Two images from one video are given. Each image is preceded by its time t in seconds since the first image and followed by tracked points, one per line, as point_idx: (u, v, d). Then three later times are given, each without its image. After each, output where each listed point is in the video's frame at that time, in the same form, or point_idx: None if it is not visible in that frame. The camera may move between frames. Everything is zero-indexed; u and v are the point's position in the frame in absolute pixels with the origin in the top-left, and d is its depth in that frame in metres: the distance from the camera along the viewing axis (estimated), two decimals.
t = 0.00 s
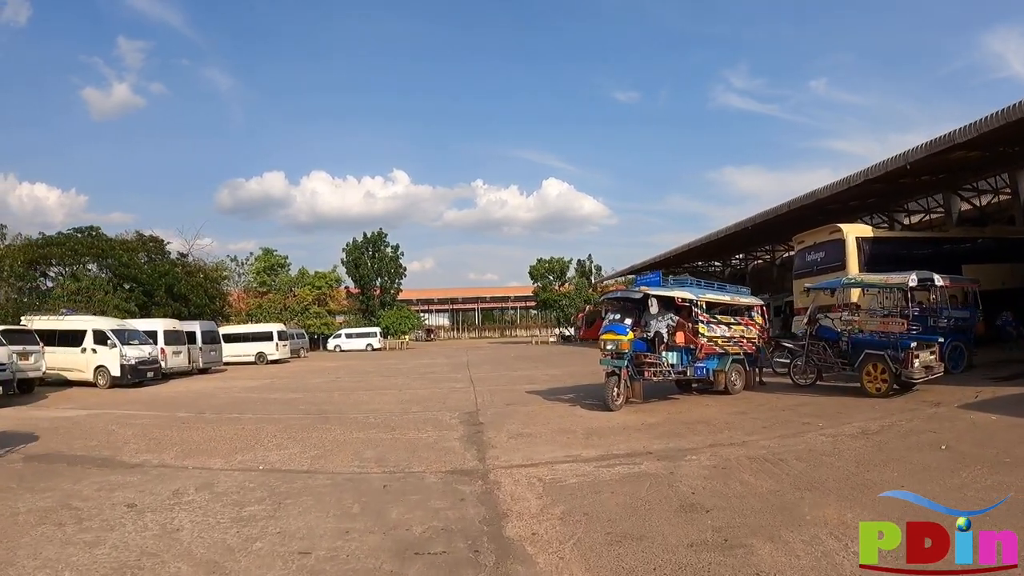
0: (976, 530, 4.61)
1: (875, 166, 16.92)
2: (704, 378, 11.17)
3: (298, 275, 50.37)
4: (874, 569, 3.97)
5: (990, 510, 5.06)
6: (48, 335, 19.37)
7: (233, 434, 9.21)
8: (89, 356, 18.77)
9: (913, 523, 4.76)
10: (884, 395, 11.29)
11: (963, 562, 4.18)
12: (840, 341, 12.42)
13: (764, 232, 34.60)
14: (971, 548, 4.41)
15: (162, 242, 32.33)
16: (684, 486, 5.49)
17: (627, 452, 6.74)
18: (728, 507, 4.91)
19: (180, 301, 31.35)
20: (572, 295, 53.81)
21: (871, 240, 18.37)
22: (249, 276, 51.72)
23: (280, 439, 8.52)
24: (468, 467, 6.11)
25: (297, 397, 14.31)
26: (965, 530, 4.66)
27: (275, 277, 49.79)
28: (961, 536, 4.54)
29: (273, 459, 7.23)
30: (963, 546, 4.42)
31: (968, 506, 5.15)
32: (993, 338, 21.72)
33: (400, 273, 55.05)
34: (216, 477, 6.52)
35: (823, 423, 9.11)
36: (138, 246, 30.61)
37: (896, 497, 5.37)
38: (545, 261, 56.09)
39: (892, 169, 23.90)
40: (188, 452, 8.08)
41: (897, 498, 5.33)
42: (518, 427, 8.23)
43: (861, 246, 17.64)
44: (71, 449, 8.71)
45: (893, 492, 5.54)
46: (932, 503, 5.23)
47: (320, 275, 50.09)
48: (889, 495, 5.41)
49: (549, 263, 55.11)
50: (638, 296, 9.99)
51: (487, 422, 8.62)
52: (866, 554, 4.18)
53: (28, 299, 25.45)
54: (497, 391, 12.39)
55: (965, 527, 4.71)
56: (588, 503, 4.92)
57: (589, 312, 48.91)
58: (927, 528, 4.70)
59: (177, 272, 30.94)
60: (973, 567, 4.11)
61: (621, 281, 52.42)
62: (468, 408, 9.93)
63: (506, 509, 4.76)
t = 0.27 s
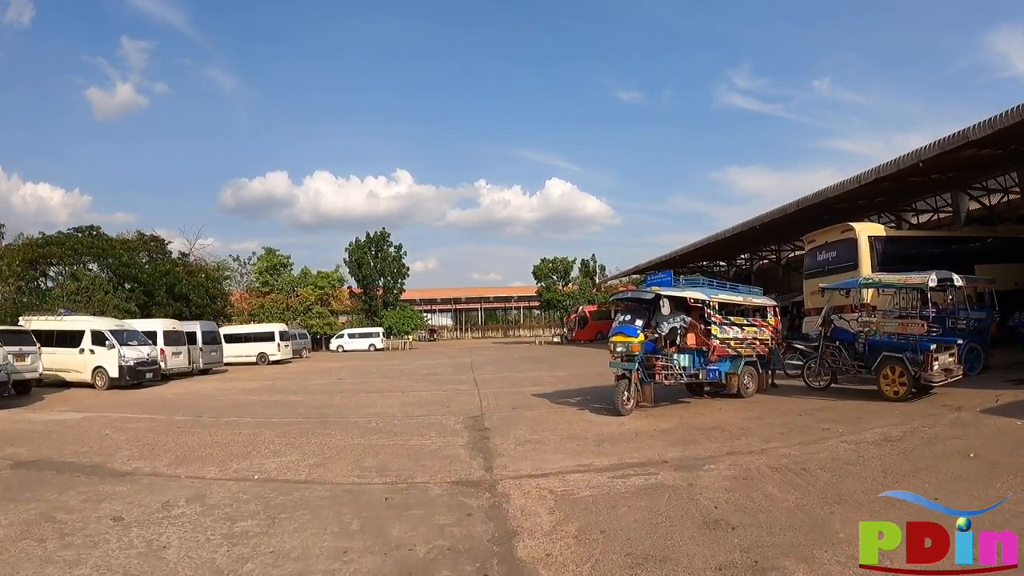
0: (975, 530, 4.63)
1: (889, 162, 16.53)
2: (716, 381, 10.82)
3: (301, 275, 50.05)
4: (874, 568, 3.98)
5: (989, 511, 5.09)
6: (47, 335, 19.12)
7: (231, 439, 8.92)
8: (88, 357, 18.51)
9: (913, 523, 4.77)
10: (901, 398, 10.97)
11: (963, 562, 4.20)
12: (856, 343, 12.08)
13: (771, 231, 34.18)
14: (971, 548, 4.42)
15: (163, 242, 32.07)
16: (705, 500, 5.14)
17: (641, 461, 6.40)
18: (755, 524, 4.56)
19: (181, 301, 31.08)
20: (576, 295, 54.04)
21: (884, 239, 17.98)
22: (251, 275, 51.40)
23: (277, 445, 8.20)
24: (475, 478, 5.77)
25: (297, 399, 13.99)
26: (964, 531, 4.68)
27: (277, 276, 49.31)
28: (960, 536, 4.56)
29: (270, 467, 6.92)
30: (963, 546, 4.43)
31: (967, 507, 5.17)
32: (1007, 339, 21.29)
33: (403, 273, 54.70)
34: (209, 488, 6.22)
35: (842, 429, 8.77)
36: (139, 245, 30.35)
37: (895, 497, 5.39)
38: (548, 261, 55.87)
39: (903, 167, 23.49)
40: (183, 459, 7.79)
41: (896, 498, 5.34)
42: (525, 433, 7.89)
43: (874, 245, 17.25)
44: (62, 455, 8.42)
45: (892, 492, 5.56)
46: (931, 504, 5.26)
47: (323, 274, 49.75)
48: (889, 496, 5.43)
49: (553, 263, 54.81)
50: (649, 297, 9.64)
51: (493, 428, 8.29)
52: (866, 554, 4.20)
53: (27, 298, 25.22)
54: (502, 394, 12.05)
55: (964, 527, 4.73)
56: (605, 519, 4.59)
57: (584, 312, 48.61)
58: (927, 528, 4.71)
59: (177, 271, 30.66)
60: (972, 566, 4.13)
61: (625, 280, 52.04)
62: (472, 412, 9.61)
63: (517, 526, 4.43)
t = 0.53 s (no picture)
0: (975, 531, 4.53)
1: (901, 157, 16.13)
2: (726, 382, 10.45)
3: (302, 275, 49.77)
4: (874, 569, 3.88)
5: (991, 511, 4.97)
6: (43, 335, 18.85)
7: (223, 442, 8.60)
8: (83, 358, 18.22)
9: (913, 523, 4.67)
10: (917, 399, 10.65)
11: (963, 562, 4.11)
12: (871, 342, 11.73)
13: (776, 230, 33.79)
14: (971, 549, 4.33)
15: (163, 241, 31.80)
16: (724, 511, 4.77)
17: (653, 467, 6.05)
18: (781, 538, 4.20)
19: (181, 301, 30.81)
20: (579, 295, 53.87)
21: (895, 236, 17.59)
22: (252, 276, 51.13)
23: (271, 448, 7.88)
24: (477, 485, 5.42)
25: (295, 400, 13.68)
26: (965, 530, 4.59)
27: (279, 276, 49.19)
28: (961, 536, 4.48)
29: (261, 472, 6.58)
30: (964, 546, 4.34)
31: (968, 506, 5.09)
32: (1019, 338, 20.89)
33: (405, 273, 54.38)
34: (195, 496, 5.89)
35: (860, 432, 8.41)
36: (139, 245, 30.09)
37: (896, 497, 5.29)
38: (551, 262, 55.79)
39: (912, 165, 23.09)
40: (172, 463, 7.47)
41: (897, 498, 5.25)
42: (530, 436, 7.55)
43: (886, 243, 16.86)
44: (47, 459, 8.11)
45: (892, 492, 5.47)
46: (933, 504, 5.14)
47: (325, 275, 49.47)
48: (889, 496, 5.33)
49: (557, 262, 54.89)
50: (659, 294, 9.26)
51: (496, 430, 7.94)
52: (865, 555, 4.10)
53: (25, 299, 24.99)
54: (505, 395, 11.70)
55: (965, 527, 4.63)
56: (617, 531, 4.24)
57: (574, 313, 48.04)
58: (927, 529, 4.61)
59: (177, 271, 30.38)
60: (973, 567, 4.05)
61: (628, 280, 51.63)
62: (474, 414, 9.26)
63: (522, 539, 4.09)
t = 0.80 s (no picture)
0: (975, 530, 4.58)
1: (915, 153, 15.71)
2: (737, 385, 10.06)
3: (304, 275, 49.46)
4: (873, 569, 3.93)
5: (991, 510, 5.01)
6: (39, 335, 18.56)
7: (214, 447, 8.26)
8: (79, 358, 17.92)
9: (913, 523, 4.71)
10: (932, 403, 10.31)
11: (963, 562, 4.16)
12: (886, 343, 11.35)
13: (783, 229, 33.36)
14: (971, 548, 4.37)
15: (162, 240, 31.52)
16: (745, 528, 4.41)
17: (665, 477, 5.69)
18: (810, 560, 3.84)
19: (180, 300, 30.49)
20: (582, 295, 53.55)
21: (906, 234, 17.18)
22: (253, 275, 50.81)
23: (262, 454, 7.52)
24: (477, 497, 5.06)
25: (292, 402, 13.32)
26: (964, 530, 4.61)
27: (280, 276, 48.87)
28: (961, 536, 4.50)
29: (249, 481, 6.22)
30: (964, 547, 4.37)
31: (967, 506, 5.11)
32: None
33: (407, 273, 54.02)
34: (178, 507, 5.55)
35: (880, 438, 8.03)
36: (138, 245, 29.82)
37: (895, 496, 5.31)
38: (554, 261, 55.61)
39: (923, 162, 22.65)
40: (158, 470, 7.13)
41: (896, 498, 5.27)
42: (534, 442, 7.18)
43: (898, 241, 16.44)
44: (30, 465, 7.78)
45: (891, 492, 5.49)
46: (932, 503, 5.19)
47: (326, 274, 49.15)
48: (888, 495, 5.35)
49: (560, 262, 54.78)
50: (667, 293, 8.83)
51: (498, 436, 7.57)
52: (865, 554, 4.14)
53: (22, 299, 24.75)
54: (508, 398, 11.33)
55: (965, 527, 4.67)
56: (631, 552, 3.88)
57: (564, 313, 47.36)
58: (927, 528, 4.66)
59: (176, 270, 30.06)
60: (973, 567, 4.08)
61: (632, 280, 51.17)
62: (475, 418, 8.89)
63: (526, 561, 3.73)
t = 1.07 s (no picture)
0: (976, 530, 4.56)
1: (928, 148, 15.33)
2: (748, 387, 9.72)
3: (305, 275, 49.14)
4: (872, 569, 3.94)
5: (992, 511, 4.99)
6: (34, 335, 18.27)
7: (206, 451, 7.95)
8: (74, 359, 17.62)
9: (913, 523, 4.71)
10: (951, 404, 10.01)
11: (963, 562, 4.14)
12: (901, 342, 10.99)
13: (789, 228, 32.98)
14: (971, 548, 4.36)
15: (161, 240, 31.22)
16: (770, 544, 4.08)
17: (679, 487, 5.36)
18: None
19: (179, 300, 30.18)
20: (584, 295, 53.25)
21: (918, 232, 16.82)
22: (254, 275, 50.48)
23: (254, 460, 7.18)
24: (480, 507, 4.73)
25: (289, 403, 12.99)
26: (965, 530, 4.61)
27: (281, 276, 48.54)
28: (961, 536, 4.49)
29: (237, 490, 5.89)
30: (963, 546, 4.36)
31: (968, 505, 5.09)
32: None
33: (409, 273, 53.68)
34: (161, 517, 5.23)
35: (900, 442, 7.70)
36: (136, 244, 29.52)
37: (896, 497, 5.30)
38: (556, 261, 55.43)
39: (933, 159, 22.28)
40: (145, 477, 6.81)
41: (897, 498, 5.25)
42: (539, 447, 6.84)
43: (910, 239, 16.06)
44: (12, 470, 7.45)
45: (892, 492, 5.48)
46: (933, 503, 5.17)
47: (327, 274, 48.84)
48: (890, 496, 5.34)
49: (562, 262, 54.55)
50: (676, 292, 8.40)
51: (501, 440, 7.23)
52: (865, 555, 4.14)
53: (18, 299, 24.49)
54: (511, 399, 10.98)
55: (965, 527, 4.66)
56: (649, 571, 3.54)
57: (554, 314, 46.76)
58: (927, 528, 4.65)
59: (175, 270, 29.74)
60: (973, 567, 4.07)
61: (635, 280, 50.79)
62: (478, 420, 8.55)
63: None
